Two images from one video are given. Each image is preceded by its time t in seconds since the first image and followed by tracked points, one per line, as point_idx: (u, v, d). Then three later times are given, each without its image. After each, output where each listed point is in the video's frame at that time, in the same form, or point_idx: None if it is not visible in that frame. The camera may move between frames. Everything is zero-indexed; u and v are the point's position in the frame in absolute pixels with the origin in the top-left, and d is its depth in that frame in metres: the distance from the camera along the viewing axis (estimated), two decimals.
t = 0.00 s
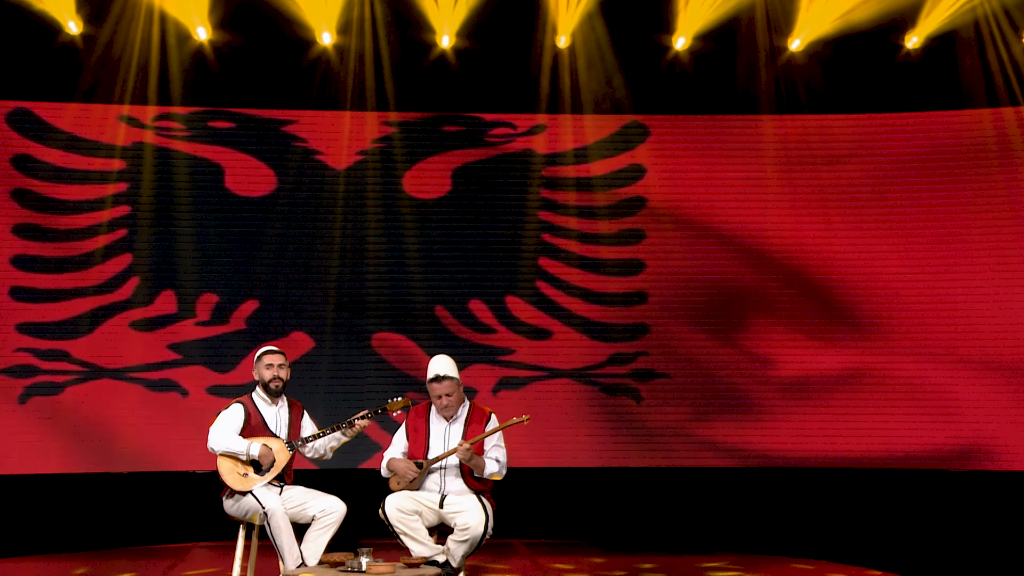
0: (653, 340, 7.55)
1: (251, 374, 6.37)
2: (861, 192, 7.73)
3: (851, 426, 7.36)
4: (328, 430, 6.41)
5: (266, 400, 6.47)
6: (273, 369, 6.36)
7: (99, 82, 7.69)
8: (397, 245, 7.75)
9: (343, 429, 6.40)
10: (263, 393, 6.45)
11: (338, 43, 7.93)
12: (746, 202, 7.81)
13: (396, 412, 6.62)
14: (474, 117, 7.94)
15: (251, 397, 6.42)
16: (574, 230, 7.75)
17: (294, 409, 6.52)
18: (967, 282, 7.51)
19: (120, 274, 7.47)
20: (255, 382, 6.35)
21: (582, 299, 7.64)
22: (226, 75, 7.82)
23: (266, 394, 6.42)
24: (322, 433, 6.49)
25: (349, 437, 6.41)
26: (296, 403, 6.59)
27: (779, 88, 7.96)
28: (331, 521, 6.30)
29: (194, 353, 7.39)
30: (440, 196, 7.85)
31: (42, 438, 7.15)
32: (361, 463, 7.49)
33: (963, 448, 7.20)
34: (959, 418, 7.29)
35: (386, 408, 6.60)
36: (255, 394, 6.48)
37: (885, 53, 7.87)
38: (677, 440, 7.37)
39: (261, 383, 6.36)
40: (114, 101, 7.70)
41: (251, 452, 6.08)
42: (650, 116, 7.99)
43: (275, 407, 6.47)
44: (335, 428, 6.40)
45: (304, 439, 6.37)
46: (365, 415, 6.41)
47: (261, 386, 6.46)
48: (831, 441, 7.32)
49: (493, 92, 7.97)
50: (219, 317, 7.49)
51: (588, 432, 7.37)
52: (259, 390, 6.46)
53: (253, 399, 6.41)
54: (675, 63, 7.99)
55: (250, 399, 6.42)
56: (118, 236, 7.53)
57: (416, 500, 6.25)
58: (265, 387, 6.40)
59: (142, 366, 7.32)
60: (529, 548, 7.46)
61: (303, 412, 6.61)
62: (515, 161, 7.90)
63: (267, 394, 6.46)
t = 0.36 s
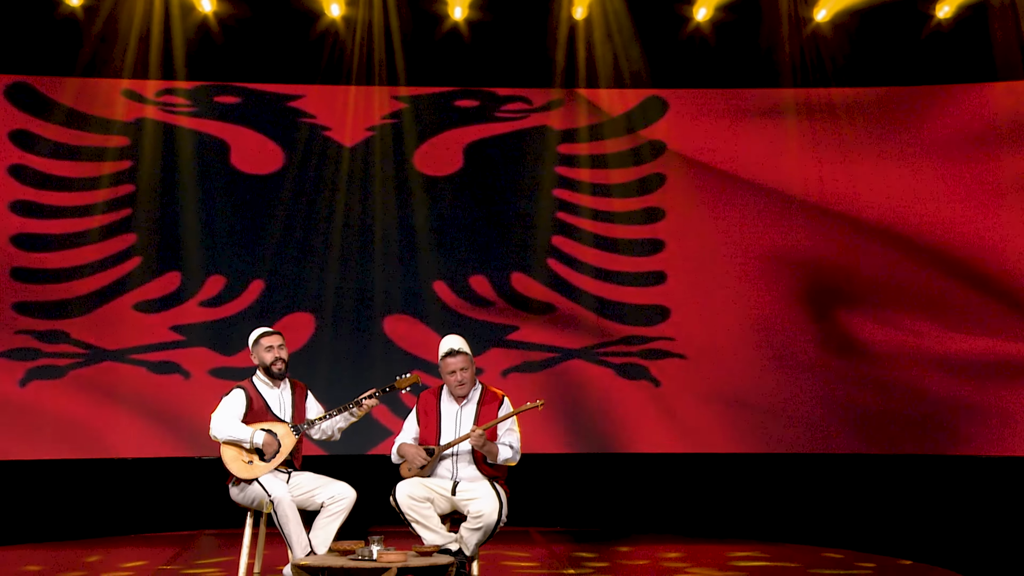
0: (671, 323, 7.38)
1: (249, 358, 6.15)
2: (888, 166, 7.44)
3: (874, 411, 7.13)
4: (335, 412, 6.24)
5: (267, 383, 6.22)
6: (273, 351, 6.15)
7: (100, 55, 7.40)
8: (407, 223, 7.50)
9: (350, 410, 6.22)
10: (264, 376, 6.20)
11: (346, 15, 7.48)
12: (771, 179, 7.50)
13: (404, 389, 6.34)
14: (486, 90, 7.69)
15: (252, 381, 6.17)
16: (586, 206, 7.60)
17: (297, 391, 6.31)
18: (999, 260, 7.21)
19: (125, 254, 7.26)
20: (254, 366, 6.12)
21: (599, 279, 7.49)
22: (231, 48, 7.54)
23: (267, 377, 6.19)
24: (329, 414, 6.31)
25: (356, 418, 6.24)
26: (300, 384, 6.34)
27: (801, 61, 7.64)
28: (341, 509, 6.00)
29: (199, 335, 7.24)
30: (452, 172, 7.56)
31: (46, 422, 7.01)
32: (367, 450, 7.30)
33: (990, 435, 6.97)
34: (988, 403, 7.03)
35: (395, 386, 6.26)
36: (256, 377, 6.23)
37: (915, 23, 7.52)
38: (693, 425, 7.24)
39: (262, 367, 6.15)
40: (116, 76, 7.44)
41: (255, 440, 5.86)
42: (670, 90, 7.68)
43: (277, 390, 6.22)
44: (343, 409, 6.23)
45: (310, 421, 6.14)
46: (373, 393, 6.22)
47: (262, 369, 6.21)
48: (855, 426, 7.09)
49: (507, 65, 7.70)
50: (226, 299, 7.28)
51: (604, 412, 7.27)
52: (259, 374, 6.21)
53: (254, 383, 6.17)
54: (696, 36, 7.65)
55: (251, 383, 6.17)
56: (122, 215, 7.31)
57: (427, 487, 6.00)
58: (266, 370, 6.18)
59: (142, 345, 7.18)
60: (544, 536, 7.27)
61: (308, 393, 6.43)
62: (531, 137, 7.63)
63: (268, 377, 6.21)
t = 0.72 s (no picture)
0: (690, 307, 7.13)
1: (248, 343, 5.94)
2: (915, 145, 7.15)
3: (898, 398, 6.91)
4: (340, 393, 5.96)
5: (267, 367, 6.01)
6: (272, 334, 5.95)
7: (100, 29, 7.17)
8: (416, 203, 7.27)
9: (356, 392, 5.96)
10: (264, 361, 5.99)
11: None
12: (791, 157, 7.25)
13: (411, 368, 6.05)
14: (500, 66, 7.38)
15: (252, 366, 5.96)
16: (598, 185, 7.35)
17: (300, 375, 6.08)
18: None
19: (127, 236, 7.04)
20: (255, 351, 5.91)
21: (613, 261, 7.24)
22: (235, 21, 7.26)
23: (268, 361, 5.97)
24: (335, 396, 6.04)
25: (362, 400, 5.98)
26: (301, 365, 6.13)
27: (820, 34, 7.38)
28: (349, 497, 5.75)
29: (202, 318, 7.04)
30: (465, 151, 7.31)
31: (47, 409, 6.82)
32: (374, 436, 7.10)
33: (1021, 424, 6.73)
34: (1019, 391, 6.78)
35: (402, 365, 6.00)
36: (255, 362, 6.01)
37: None
38: (711, 412, 7.05)
39: (262, 351, 5.94)
40: (117, 50, 7.19)
41: (260, 427, 5.62)
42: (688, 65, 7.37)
43: (278, 374, 6.01)
44: (349, 392, 5.96)
45: (316, 405, 5.87)
46: (380, 374, 6.01)
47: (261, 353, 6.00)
48: (881, 413, 6.91)
49: (520, 39, 7.40)
50: (232, 282, 7.08)
51: (618, 395, 7.09)
52: (259, 359, 5.99)
53: (254, 368, 5.96)
54: (717, 7, 7.33)
55: (251, 369, 5.96)
56: (124, 195, 7.09)
57: (438, 475, 5.77)
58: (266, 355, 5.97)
59: (153, 329, 6.98)
60: (558, 525, 7.06)
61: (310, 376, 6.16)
62: (545, 114, 7.37)
63: (268, 361, 6.00)
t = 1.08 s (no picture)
0: (707, 290, 6.89)
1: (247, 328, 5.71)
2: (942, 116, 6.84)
3: (923, 383, 6.67)
4: (345, 377, 5.73)
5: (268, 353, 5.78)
6: (273, 318, 5.73)
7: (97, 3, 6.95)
8: (422, 185, 7.04)
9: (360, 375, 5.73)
10: (264, 346, 5.77)
11: None
12: (814, 136, 6.95)
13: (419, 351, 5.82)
14: (509, 40, 7.16)
15: (252, 351, 5.73)
16: (614, 164, 7.09)
17: (302, 359, 5.85)
18: None
19: (124, 215, 6.81)
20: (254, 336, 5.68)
21: (626, 242, 7.00)
22: None
23: (267, 346, 5.75)
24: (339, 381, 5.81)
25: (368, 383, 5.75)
26: (303, 350, 5.90)
27: (841, 8, 7.05)
28: (355, 486, 5.50)
29: (203, 302, 6.83)
30: (473, 128, 7.09)
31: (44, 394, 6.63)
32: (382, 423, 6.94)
33: None
34: None
35: (408, 348, 5.77)
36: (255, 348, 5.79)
37: None
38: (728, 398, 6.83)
39: (262, 336, 5.72)
40: (114, 24, 6.97)
41: (262, 408, 5.41)
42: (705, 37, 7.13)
43: (280, 359, 5.77)
44: (354, 375, 5.73)
45: (320, 388, 5.63)
46: (385, 356, 5.76)
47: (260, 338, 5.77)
48: (905, 400, 6.66)
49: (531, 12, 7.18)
50: (233, 265, 6.86)
51: (629, 377, 6.91)
52: (259, 343, 5.77)
53: (255, 353, 5.73)
54: None
55: (251, 354, 5.73)
56: (121, 174, 6.86)
57: (447, 463, 5.53)
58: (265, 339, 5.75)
59: (154, 313, 6.78)
60: (572, 514, 6.84)
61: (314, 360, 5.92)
62: (557, 89, 7.13)
63: (269, 346, 5.78)
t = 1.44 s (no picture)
0: (725, 274, 6.68)
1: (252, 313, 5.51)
2: (968, 96, 6.63)
3: (947, 370, 6.44)
4: (349, 364, 5.53)
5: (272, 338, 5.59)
6: (279, 303, 5.54)
7: None
8: (427, 165, 6.83)
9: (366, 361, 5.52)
10: (268, 330, 5.57)
11: None
12: (833, 116, 6.73)
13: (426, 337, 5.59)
14: (523, 17, 6.95)
15: (256, 337, 5.54)
16: (630, 146, 6.86)
17: (306, 346, 5.65)
18: None
19: (120, 197, 6.62)
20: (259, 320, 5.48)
21: (640, 225, 6.78)
22: None
23: (271, 331, 5.55)
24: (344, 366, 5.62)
25: (373, 370, 5.54)
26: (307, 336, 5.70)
27: None
28: (361, 475, 5.32)
29: (207, 288, 6.62)
30: (485, 110, 6.87)
31: (42, 379, 6.42)
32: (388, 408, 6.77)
33: None
34: None
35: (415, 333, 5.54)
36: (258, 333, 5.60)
37: None
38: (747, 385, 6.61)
39: (267, 321, 5.52)
40: None
41: (264, 400, 5.20)
42: (722, 13, 6.90)
43: (284, 345, 5.58)
44: (359, 361, 5.52)
45: (324, 375, 5.44)
46: (392, 342, 5.51)
47: (264, 323, 5.58)
48: (928, 386, 6.45)
49: None
50: (234, 247, 6.65)
51: (646, 366, 6.71)
52: (262, 328, 5.57)
53: (258, 339, 5.54)
54: None
55: (254, 340, 5.54)
56: (119, 152, 6.66)
57: (454, 451, 5.32)
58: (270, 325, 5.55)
59: (155, 303, 6.57)
60: (585, 504, 6.64)
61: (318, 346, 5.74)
62: (570, 67, 6.91)
63: (273, 331, 5.58)
